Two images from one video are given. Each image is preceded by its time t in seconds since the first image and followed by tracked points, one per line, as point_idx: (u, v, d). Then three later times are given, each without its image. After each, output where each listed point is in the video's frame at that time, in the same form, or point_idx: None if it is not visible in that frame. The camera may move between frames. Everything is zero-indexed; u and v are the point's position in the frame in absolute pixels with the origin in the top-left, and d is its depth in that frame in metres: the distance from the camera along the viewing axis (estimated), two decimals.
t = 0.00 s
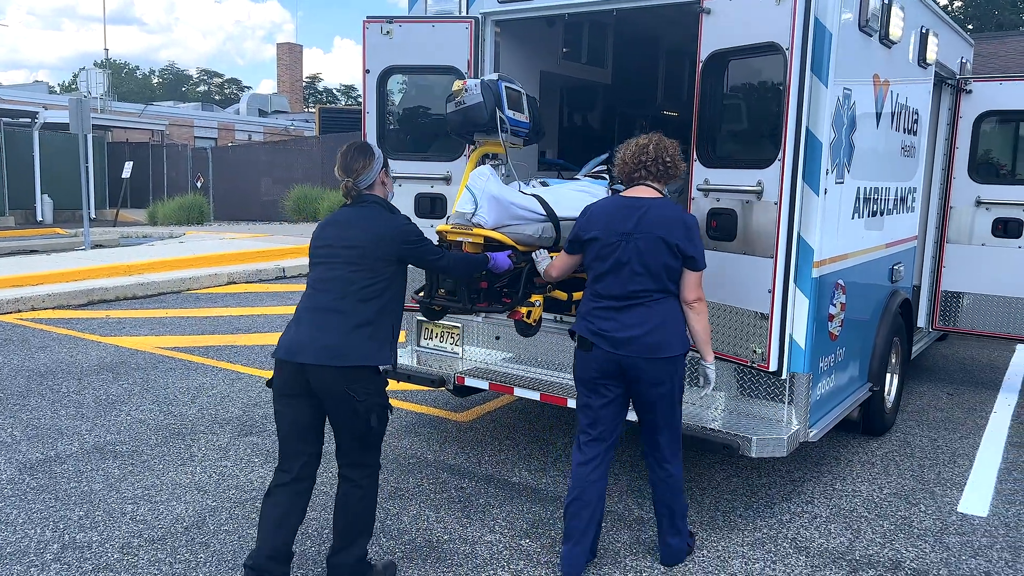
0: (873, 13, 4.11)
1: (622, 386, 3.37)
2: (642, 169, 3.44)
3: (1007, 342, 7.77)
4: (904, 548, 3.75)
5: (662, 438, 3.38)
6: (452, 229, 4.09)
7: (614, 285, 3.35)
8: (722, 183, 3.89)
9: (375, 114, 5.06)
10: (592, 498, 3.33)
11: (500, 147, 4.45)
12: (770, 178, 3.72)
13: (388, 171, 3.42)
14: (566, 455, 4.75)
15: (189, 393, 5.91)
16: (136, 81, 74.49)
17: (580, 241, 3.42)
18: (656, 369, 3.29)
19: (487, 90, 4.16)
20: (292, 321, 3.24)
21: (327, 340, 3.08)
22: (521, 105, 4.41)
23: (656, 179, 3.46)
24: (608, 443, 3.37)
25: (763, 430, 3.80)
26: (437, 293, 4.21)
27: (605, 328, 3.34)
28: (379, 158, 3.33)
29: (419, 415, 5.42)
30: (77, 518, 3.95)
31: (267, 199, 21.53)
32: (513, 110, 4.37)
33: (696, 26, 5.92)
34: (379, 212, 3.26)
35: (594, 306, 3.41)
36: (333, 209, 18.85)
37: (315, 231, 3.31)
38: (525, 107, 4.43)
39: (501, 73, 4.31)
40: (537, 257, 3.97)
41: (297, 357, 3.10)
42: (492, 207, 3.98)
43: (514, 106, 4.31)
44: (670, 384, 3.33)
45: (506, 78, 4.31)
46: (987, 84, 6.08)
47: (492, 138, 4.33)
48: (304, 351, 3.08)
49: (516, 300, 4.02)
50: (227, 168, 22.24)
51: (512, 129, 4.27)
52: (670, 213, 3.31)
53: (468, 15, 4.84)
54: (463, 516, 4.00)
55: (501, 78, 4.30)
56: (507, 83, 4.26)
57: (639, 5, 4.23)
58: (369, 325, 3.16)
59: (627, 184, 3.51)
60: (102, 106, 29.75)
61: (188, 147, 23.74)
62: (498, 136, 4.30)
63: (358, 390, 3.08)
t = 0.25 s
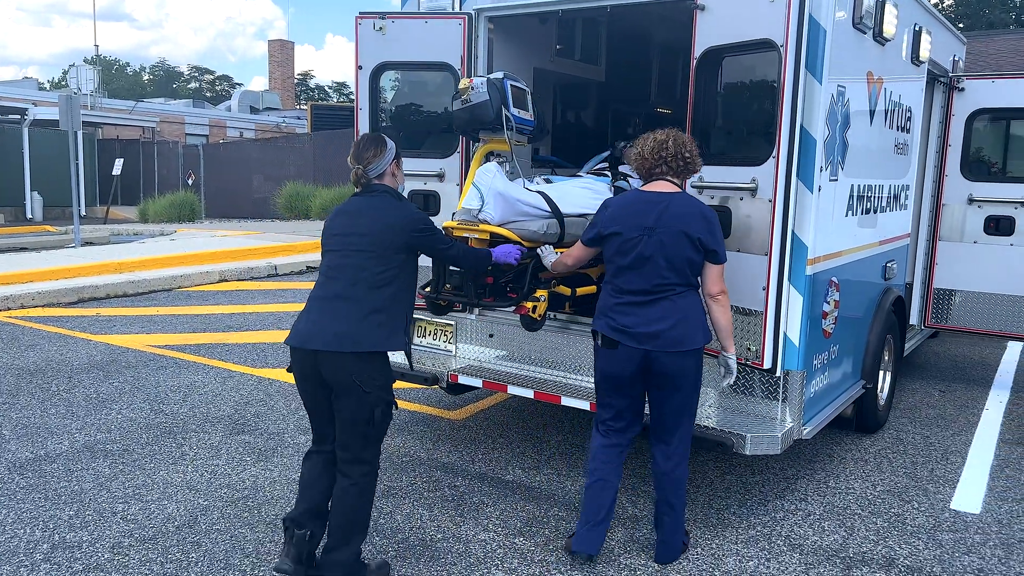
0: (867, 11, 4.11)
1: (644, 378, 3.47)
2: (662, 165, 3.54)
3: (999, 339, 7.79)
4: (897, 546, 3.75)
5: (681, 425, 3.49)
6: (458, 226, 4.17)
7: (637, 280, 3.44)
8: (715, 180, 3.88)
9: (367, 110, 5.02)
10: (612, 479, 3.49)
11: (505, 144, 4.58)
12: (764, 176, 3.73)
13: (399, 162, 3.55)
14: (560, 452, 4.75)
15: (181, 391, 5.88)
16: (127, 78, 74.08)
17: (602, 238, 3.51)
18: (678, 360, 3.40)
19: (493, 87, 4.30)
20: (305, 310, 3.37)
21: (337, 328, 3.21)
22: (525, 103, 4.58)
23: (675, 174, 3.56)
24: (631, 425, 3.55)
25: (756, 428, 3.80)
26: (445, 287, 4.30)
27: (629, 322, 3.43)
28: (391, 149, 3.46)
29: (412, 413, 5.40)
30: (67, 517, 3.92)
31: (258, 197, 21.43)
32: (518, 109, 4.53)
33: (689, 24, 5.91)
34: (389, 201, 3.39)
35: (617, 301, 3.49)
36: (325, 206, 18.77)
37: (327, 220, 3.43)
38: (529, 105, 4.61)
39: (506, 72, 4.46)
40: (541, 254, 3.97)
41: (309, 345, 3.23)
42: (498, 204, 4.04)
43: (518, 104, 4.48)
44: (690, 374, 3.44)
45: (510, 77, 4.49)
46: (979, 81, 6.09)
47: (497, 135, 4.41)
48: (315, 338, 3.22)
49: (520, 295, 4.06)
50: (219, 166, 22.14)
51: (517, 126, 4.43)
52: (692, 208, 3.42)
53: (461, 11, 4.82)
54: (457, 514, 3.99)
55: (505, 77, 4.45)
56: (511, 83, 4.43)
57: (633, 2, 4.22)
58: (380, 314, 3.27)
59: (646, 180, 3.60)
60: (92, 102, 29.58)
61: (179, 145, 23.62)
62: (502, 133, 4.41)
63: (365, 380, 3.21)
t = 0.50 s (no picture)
0: (861, 9, 4.11)
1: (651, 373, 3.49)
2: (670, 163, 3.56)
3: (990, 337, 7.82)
4: (891, 544, 3.76)
5: (682, 424, 3.49)
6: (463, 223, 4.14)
7: (648, 276, 3.45)
8: (711, 179, 3.88)
9: (360, 107, 4.96)
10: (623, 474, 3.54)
11: (508, 144, 4.51)
12: (759, 173, 3.72)
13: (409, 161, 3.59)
14: (555, 451, 4.73)
15: (172, 391, 5.84)
16: (117, 75, 73.64)
17: (612, 233, 3.51)
18: (684, 355, 3.41)
19: (497, 86, 4.29)
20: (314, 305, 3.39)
21: (346, 324, 3.24)
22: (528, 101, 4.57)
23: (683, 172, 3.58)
24: (636, 422, 3.57)
25: (751, 426, 3.80)
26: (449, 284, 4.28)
27: (638, 318, 3.44)
28: (400, 146, 3.50)
29: (405, 412, 5.37)
30: (58, 518, 3.88)
31: (250, 195, 21.33)
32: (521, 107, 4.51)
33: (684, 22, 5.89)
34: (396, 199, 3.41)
35: (627, 296, 3.50)
36: (317, 204, 18.71)
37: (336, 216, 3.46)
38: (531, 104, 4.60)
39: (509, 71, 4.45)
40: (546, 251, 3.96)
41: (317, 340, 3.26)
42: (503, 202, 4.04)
43: (522, 103, 4.46)
44: (696, 371, 3.45)
45: (512, 74, 4.45)
46: (972, 80, 6.10)
47: (499, 134, 4.46)
48: (323, 333, 3.24)
49: (523, 291, 4.05)
50: (209, 163, 22.03)
51: (519, 125, 4.40)
52: (703, 205, 3.42)
53: (455, 8, 4.79)
54: (451, 514, 3.97)
55: (508, 75, 4.43)
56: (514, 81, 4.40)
57: None
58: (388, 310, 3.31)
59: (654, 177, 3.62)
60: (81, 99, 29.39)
61: (169, 142, 23.49)
62: (505, 132, 4.43)
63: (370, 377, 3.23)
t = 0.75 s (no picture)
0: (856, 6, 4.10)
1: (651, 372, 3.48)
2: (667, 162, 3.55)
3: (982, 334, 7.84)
4: (888, 542, 3.76)
5: (681, 421, 3.48)
6: (465, 221, 4.18)
7: (648, 273, 3.45)
8: (706, 177, 3.87)
9: (354, 105, 4.95)
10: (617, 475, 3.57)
11: (509, 141, 4.62)
12: (755, 172, 3.71)
13: (409, 160, 3.60)
14: (550, 450, 4.72)
15: (165, 390, 5.81)
16: (108, 73, 73.27)
17: (612, 232, 3.51)
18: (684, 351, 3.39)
19: (498, 85, 4.39)
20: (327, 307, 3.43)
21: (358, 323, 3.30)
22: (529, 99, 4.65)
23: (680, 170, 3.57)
24: (634, 422, 3.58)
25: (748, 425, 3.80)
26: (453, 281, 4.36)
27: (638, 316, 3.43)
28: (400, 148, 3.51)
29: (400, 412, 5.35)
30: (50, 520, 3.85)
31: (242, 193, 21.25)
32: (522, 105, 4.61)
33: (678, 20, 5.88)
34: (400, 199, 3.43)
35: (628, 295, 3.50)
36: (309, 203, 18.65)
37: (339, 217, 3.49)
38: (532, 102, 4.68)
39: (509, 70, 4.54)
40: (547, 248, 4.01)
41: (328, 341, 3.30)
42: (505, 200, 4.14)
43: (523, 101, 4.55)
44: (695, 367, 3.43)
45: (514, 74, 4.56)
46: (965, 78, 6.10)
47: (500, 132, 4.56)
48: (337, 334, 3.29)
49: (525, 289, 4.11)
50: (202, 162, 21.94)
51: (521, 123, 4.51)
52: (702, 202, 3.41)
53: (450, 6, 4.77)
54: (447, 514, 3.95)
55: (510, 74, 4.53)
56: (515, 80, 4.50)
57: None
58: (396, 310, 3.35)
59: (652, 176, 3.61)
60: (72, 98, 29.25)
61: (161, 141, 23.38)
62: (507, 130, 4.53)
63: (380, 376, 3.28)
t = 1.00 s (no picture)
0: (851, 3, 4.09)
1: (643, 368, 3.47)
2: (652, 161, 3.52)
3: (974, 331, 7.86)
4: (883, 539, 3.75)
5: (673, 419, 3.46)
6: (469, 218, 4.26)
7: (638, 268, 3.42)
8: (701, 174, 3.85)
9: (346, 103, 4.91)
10: (607, 474, 3.57)
11: (509, 139, 4.69)
12: (750, 168, 3.70)
13: (406, 158, 3.61)
14: (545, 448, 4.71)
15: (157, 390, 5.76)
16: (98, 72, 72.90)
17: (602, 228, 3.48)
18: (675, 347, 3.37)
19: (500, 83, 4.41)
20: (329, 302, 3.44)
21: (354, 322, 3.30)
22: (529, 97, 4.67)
23: (666, 168, 3.55)
24: (626, 419, 3.58)
25: (744, 422, 3.78)
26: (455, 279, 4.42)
27: (629, 312, 3.41)
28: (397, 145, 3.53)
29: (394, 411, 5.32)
30: (41, 521, 3.81)
31: (233, 192, 21.15)
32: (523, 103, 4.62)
33: (672, 18, 5.87)
34: (398, 197, 3.44)
35: (618, 291, 3.47)
36: (301, 202, 18.58)
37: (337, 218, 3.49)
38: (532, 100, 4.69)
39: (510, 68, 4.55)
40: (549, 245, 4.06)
41: (329, 336, 3.31)
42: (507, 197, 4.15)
43: (523, 99, 4.57)
44: (688, 363, 3.41)
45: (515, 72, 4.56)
46: (958, 75, 6.10)
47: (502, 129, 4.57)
48: (336, 330, 3.30)
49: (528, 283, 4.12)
50: (193, 161, 21.85)
51: (521, 121, 4.53)
52: (691, 197, 3.41)
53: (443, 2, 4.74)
54: (441, 513, 3.93)
55: (510, 72, 4.54)
56: (516, 78, 4.51)
57: None
58: (396, 305, 3.35)
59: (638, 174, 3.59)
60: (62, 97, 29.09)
61: (152, 140, 23.27)
62: (508, 128, 4.55)
63: (379, 372, 3.28)
